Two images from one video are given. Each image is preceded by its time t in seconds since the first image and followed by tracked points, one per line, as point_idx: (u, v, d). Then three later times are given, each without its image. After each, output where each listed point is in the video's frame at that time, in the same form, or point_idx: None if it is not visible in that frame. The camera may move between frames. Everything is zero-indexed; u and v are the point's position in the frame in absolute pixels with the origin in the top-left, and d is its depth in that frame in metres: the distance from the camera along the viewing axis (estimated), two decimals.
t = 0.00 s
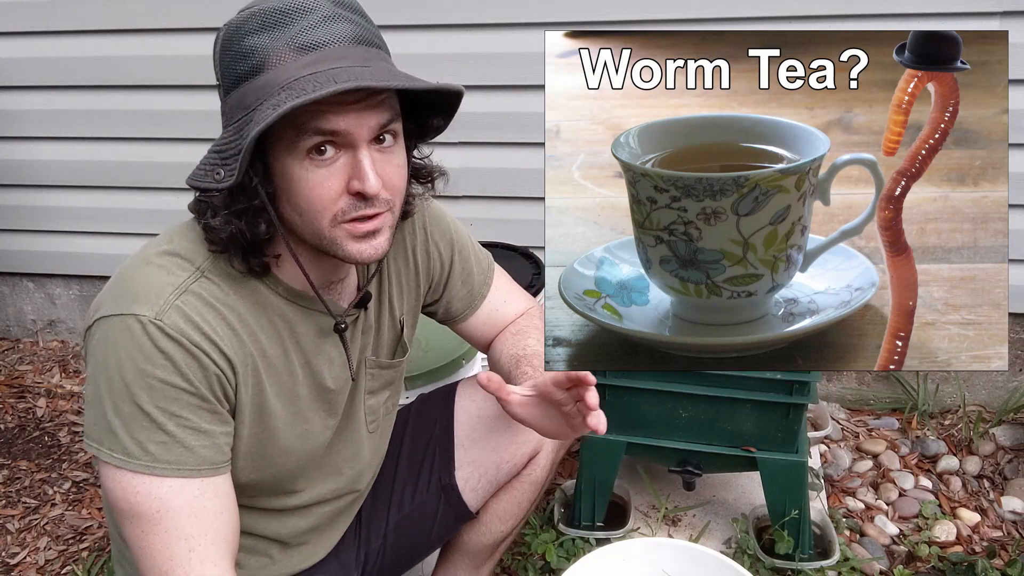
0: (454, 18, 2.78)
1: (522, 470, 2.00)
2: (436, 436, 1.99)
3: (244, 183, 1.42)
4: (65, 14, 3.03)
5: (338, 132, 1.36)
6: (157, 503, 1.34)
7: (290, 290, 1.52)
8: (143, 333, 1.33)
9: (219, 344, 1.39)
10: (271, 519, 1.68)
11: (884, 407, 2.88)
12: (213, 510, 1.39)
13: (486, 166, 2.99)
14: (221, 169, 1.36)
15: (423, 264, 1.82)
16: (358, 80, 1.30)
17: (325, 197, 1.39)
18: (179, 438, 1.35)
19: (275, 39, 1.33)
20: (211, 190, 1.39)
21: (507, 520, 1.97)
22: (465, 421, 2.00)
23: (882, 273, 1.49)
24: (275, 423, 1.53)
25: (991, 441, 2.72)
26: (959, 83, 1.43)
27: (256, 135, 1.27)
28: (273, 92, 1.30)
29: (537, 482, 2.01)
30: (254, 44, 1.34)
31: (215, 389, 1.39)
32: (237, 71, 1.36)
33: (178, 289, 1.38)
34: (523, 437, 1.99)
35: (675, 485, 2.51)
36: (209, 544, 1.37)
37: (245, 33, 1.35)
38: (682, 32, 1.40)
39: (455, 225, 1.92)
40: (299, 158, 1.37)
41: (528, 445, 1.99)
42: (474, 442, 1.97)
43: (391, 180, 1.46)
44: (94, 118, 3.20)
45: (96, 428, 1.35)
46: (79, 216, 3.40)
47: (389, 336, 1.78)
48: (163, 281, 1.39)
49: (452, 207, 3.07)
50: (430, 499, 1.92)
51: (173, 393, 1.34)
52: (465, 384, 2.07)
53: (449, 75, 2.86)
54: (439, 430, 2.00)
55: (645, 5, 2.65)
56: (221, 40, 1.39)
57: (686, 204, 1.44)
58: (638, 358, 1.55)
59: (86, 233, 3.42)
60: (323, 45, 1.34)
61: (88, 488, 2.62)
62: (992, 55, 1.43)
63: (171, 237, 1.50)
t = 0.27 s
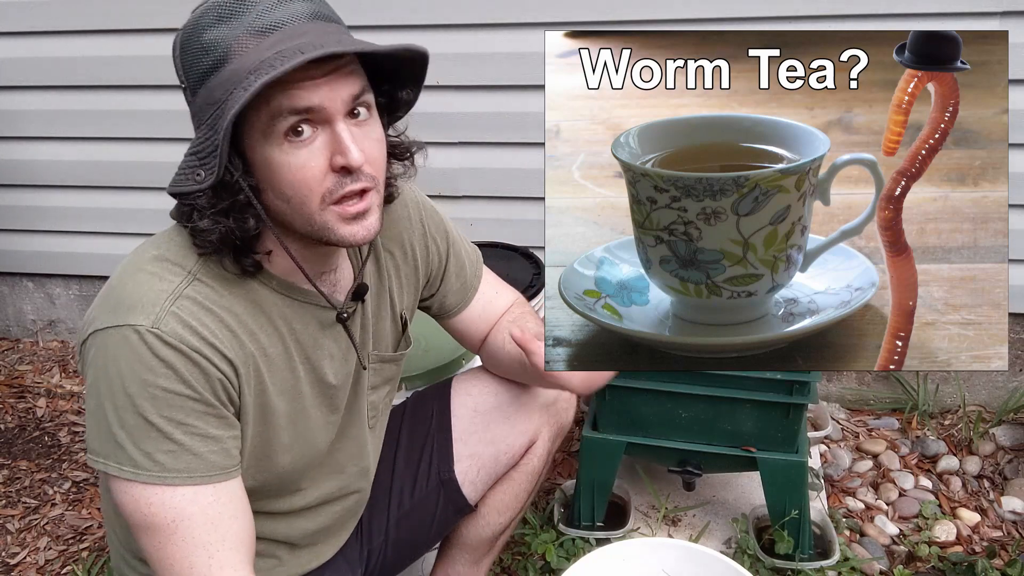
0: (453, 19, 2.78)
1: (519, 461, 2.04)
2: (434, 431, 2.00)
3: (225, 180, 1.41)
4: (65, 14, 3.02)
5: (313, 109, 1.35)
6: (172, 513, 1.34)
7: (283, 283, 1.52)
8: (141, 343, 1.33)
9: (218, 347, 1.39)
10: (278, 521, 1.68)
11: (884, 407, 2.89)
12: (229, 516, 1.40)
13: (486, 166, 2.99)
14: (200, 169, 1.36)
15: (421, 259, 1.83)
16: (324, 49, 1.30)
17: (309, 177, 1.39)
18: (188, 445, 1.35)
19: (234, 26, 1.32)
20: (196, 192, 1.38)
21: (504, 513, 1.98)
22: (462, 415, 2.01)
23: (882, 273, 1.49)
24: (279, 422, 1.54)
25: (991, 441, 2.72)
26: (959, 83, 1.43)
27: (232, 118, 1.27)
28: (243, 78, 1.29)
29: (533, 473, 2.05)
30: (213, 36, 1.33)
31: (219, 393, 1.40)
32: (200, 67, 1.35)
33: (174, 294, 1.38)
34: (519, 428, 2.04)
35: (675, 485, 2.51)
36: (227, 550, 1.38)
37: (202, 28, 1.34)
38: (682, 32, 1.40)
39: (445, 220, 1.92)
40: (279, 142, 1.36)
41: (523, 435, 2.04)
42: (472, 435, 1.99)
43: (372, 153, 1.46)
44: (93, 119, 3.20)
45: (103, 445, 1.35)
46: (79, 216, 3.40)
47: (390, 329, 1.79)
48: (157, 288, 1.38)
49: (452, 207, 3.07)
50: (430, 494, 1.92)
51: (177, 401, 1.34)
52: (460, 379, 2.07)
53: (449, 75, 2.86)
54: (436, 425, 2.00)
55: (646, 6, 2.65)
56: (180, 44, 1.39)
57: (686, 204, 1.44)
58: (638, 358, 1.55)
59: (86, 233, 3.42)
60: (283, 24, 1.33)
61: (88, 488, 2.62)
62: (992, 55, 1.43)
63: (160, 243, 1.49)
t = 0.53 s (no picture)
0: (453, 19, 2.78)
1: (509, 452, 2.02)
2: (424, 426, 2.00)
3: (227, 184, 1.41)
4: (65, 14, 3.03)
5: (316, 113, 1.36)
6: (186, 521, 1.35)
7: (286, 287, 1.53)
8: (153, 350, 1.32)
9: (230, 353, 1.39)
10: (279, 523, 1.67)
11: (884, 407, 2.89)
12: (241, 520, 1.40)
13: (486, 166, 3.00)
14: (201, 173, 1.36)
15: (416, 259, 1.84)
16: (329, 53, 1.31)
17: (312, 181, 1.39)
18: (201, 452, 1.35)
19: (236, 29, 1.32)
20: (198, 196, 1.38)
21: (497, 505, 1.98)
22: (452, 409, 2.02)
23: (882, 273, 1.49)
24: (285, 426, 1.54)
25: (991, 441, 2.72)
26: (959, 83, 1.43)
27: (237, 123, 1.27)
28: (245, 82, 1.29)
29: (524, 463, 2.03)
30: (214, 39, 1.33)
31: (229, 398, 1.40)
32: (201, 69, 1.34)
33: (182, 300, 1.38)
34: (508, 418, 2.02)
35: (675, 485, 2.51)
36: (242, 554, 1.39)
37: (203, 31, 1.34)
38: (682, 32, 1.40)
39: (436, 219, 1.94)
40: (281, 147, 1.37)
41: (512, 426, 2.03)
42: (462, 429, 1.99)
43: (374, 158, 1.46)
44: (94, 119, 3.20)
45: (112, 453, 1.34)
46: (79, 216, 3.40)
47: (388, 329, 1.80)
48: (163, 295, 1.37)
49: (452, 207, 3.07)
50: (422, 488, 1.92)
51: (191, 407, 1.34)
52: (448, 375, 2.09)
53: (449, 75, 2.86)
54: (426, 420, 2.01)
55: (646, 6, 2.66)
56: (180, 47, 1.38)
57: (686, 204, 1.44)
58: (638, 358, 1.56)
59: (86, 233, 3.43)
60: (284, 28, 1.33)
61: (88, 488, 2.62)
62: (992, 55, 1.43)
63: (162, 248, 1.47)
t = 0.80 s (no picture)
0: (453, 19, 2.78)
1: (505, 448, 2.06)
2: (421, 423, 2.01)
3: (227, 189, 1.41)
4: (66, 14, 3.03)
5: (318, 121, 1.36)
6: (186, 523, 1.34)
7: (286, 289, 1.53)
8: (153, 352, 1.32)
9: (229, 355, 1.39)
10: (278, 525, 1.67)
11: (884, 407, 2.89)
12: (241, 523, 1.40)
13: (486, 166, 2.99)
14: (202, 177, 1.35)
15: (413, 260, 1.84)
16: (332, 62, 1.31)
17: (313, 188, 1.39)
18: (201, 454, 1.35)
19: (238, 35, 1.32)
20: (197, 199, 1.37)
21: (495, 500, 2.01)
22: (448, 406, 2.03)
23: (882, 273, 1.49)
24: (284, 428, 1.54)
25: (991, 441, 2.72)
26: (959, 83, 1.43)
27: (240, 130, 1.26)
28: (248, 88, 1.29)
29: (520, 458, 2.07)
30: (217, 44, 1.32)
31: (229, 401, 1.40)
32: (203, 74, 1.34)
33: (181, 302, 1.37)
34: (504, 415, 2.05)
35: (675, 485, 2.51)
36: (240, 556, 1.39)
37: (205, 35, 1.34)
38: (682, 32, 1.40)
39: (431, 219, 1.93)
40: (282, 153, 1.37)
41: (508, 422, 2.05)
42: (459, 425, 2.00)
43: (374, 165, 1.46)
44: (94, 119, 3.20)
45: (111, 456, 1.33)
46: (79, 216, 3.40)
47: (385, 330, 1.80)
48: (162, 297, 1.37)
49: (452, 207, 3.07)
50: (420, 485, 1.93)
51: (190, 410, 1.34)
52: (442, 372, 2.10)
53: (449, 75, 2.86)
54: (423, 416, 2.02)
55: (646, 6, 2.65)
56: (181, 49, 1.38)
57: (686, 204, 1.44)
58: (638, 358, 1.57)
59: (86, 233, 3.42)
60: (288, 34, 1.33)
61: (88, 488, 2.62)
62: (992, 55, 1.43)
63: (161, 250, 1.47)
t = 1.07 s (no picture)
0: (453, 19, 2.78)
1: (511, 455, 2.03)
2: (425, 427, 2.00)
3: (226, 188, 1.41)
4: (66, 14, 3.03)
5: (317, 125, 1.36)
6: (171, 515, 1.34)
7: (284, 288, 1.52)
8: (145, 345, 1.32)
9: (222, 351, 1.39)
10: (274, 523, 1.67)
11: (884, 407, 2.89)
12: (228, 517, 1.40)
13: (487, 166, 2.99)
14: (202, 174, 1.35)
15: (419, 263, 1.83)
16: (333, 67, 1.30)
17: (310, 191, 1.39)
18: (189, 448, 1.35)
19: (242, 36, 1.32)
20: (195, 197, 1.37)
21: (500, 506, 1.98)
22: (454, 410, 2.02)
23: (882, 273, 1.49)
24: (278, 427, 1.53)
25: (991, 441, 2.72)
26: (959, 83, 1.43)
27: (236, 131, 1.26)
28: (248, 90, 1.28)
29: (526, 467, 2.03)
30: (220, 44, 1.32)
31: (221, 396, 1.40)
32: (205, 73, 1.34)
33: (176, 296, 1.38)
34: (510, 421, 2.02)
35: (675, 485, 2.51)
36: (226, 550, 1.38)
37: (209, 35, 1.33)
38: (682, 32, 1.40)
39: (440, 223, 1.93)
40: (280, 155, 1.37)
41: (515, 428, 2.03)
42: (464, 430, 1.99)
43: (373, 169, 1.46)
44: (94, 119, 3.20)
45: (101, 446, 1.34)
46: (79, 216, 3.40)
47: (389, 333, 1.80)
48: (159, 291, 1.37)
49: (452, 207, 3.07)
50: (422, 488, 1.92)
51: (180, 403, 1.34)
52: (449, 376, 2.09)
53: (449, 75, 2.86)
54: (428, 420, 2.01)
55: (646, 6, 2.65)
56: (186, 47, 1.38)
57: (686, 204, 1.44)
58: (638, 358, 1.57)
59: (86, 233, 3.42)
60: (291, 36, 1.33)
61: (88, 488, 2.62)
62: (992, 55, 1.43)
63: (161, 246, 1.48)
